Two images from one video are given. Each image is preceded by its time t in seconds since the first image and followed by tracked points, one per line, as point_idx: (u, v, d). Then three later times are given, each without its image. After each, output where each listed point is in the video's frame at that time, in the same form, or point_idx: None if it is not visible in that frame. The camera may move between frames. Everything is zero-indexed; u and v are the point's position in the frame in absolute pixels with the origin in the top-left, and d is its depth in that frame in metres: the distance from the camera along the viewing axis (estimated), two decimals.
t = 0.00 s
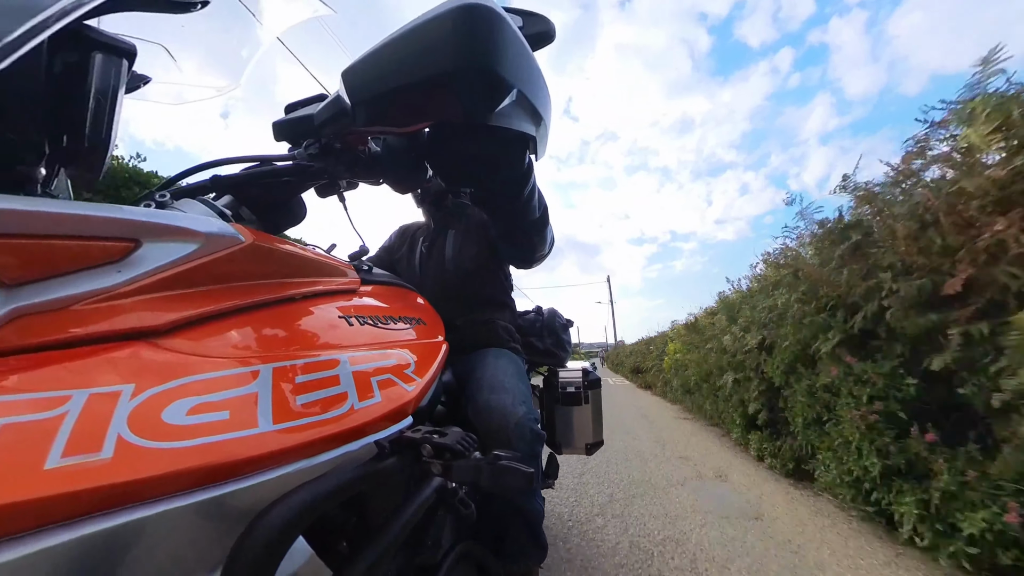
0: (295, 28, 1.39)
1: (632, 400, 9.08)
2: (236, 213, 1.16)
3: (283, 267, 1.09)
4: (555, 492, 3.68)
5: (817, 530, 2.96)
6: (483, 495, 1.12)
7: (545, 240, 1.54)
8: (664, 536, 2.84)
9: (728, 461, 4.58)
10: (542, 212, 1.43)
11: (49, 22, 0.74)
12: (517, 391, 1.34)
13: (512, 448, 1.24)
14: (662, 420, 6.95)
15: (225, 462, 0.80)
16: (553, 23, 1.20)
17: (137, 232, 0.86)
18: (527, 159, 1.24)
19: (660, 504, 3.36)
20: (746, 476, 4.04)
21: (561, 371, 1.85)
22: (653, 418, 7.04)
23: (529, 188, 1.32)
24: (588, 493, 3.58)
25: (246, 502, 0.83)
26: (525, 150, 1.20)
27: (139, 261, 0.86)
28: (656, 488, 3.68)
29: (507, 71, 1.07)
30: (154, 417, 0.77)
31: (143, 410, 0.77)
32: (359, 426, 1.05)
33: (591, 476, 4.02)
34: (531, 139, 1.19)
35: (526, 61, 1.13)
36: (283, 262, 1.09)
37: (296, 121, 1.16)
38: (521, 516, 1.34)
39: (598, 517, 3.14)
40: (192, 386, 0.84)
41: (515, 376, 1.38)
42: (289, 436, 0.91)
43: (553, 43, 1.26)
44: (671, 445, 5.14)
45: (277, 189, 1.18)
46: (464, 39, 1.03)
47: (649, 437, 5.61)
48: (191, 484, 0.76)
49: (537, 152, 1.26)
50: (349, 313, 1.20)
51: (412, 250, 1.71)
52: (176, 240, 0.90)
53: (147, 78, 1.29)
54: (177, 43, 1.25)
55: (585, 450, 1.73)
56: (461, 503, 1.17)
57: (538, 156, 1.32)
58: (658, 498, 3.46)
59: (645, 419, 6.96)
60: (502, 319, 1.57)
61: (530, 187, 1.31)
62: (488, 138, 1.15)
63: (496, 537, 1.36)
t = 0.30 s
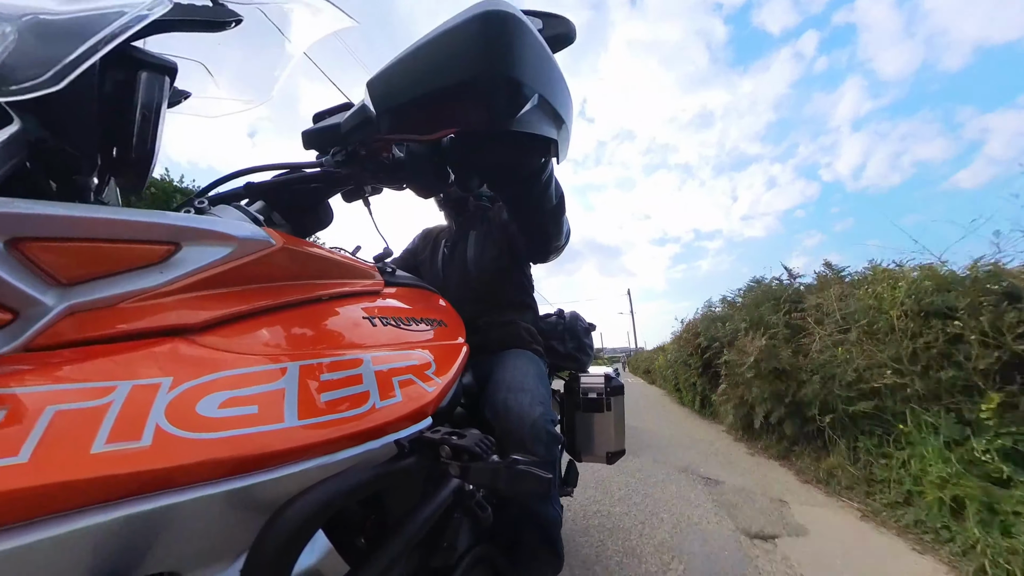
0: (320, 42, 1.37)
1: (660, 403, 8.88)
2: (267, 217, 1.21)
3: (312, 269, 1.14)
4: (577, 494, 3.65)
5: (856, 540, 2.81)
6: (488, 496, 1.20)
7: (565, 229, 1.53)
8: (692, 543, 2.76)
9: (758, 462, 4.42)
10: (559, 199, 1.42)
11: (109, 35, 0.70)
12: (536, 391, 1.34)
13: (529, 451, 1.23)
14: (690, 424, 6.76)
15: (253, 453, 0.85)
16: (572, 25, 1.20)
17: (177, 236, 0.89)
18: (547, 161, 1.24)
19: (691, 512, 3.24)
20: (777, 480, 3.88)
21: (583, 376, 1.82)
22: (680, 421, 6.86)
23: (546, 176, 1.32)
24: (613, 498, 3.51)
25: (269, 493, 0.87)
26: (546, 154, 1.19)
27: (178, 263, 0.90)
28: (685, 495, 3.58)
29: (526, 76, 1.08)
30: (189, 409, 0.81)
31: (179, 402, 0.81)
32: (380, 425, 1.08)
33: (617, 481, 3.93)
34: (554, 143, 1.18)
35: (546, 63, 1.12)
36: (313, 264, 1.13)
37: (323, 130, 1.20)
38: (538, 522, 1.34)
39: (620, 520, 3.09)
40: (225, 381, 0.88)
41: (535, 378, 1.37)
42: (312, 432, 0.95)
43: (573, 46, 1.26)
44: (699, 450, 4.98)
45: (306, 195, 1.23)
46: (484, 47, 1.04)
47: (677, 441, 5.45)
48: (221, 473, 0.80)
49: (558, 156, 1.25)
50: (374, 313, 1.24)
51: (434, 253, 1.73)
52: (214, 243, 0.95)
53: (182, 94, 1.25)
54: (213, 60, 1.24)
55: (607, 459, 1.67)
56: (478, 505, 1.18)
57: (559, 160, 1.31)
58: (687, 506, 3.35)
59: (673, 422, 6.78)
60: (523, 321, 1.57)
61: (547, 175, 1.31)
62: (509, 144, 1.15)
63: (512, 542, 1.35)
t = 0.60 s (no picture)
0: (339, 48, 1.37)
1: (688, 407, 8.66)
2: (292, 223, 1.24)
3: (335, 271, 1.17)
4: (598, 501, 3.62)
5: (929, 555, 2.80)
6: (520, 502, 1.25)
7: (584, 225, 1.50)
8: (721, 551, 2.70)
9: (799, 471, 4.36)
10: (577, 193, 1.39)
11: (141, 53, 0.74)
12: (552, 390, 1.35)
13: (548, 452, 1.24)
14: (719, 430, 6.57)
15: (279, 450, 0.88)
16: (588, 20, 1.18)
17: (208, 242, 0.93)
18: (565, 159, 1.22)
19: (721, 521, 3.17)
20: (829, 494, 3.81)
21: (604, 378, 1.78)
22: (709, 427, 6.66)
23: (563, 172, 1.30)
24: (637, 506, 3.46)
25: (293, 488, 0.90)
26: (563, 152, 1.18)
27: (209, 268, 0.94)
28: (713, 503, 3.49)
29: (542, 74, 1.06)
30: (220, 406, 0.85)
31: (211, 399, 0.85)
32: (401, 424, 1.09)
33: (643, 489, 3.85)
34: (571, 140, 1.17)
35: (561, 60, 1.10)
36: (336, 267, 1.17)
37: (343, 137, 1.23)
38: (557, 525, 1.33)
39: (645, 528, 3.04)
40: (253, 379, 0.92)
41: (554, 378, 1.38)
42: (335, 430, 0.97)
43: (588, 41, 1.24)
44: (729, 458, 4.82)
45: (328, 200, 1.26)
46: (498, 46, 1.03)
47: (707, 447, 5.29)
48: (249, 467, 0.84)
49: (575, 154, 1.23)
50: (395, 315, 1.26)
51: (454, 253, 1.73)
52: (242, 248, 0.98)
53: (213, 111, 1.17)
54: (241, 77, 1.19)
55: (629, 464, 1.63)
56: (497, 508, 1.18)
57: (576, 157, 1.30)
58: (717, 516, 3.26)
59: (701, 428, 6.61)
60: (544, 322, 1.57)
61: (564, 172, 1.29)
62: (525, 143, 1.15)
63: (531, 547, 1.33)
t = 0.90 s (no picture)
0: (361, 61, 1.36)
1: (711, 420, 8.37)
2: (313, 234, 1.24)
3: (354, 279, 1.21)
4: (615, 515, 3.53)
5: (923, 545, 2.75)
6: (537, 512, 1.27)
7: (601, 233, 1.48)
8: (748, 567, 2.59)
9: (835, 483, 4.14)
10: (594, 202, 1.38)
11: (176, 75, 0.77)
12: (567, 401, 1.35)
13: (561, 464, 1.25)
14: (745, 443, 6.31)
15: (299, 454, 0.90)
16: (599, 24, 1.19)
17: (233, 251, 0.97)
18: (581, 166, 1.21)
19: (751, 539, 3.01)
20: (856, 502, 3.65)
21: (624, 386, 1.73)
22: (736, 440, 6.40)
23: (580, 177, 1.28)
24: (657, 522, 3.34)
25: (312, 492, 0.92)
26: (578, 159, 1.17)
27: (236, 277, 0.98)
28: (740, 517, 3.35)
29: (558, 84, 1.06)
30: (243, 410, 0.88)
31: (235, 403, 0.88)
32: (418, 430, 1.10)
33: (667, 506, 3.70)
34: (586, 148, 1.16)
35: (575, 68, 1.10)
36: (355, 275, 1.20)
37: (362, 149, 1.26)
38: (575, 536, 1.30)
39: (666, 544, 2.94)
40: (276, 384, 0.95)
41: (569, 389, 1.38)
42: (353, 435, 0.99)
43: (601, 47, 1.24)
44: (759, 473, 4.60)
45: (348, 210, 1.26)
46: (512, 58, 1.04)
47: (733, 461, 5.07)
48: (270, 470, 0.86)
49: (591, 161, 1.23)
50: (412, 322, 1.28)
51: (470, 260, 1.73)
52: (266, 258, 1.02)
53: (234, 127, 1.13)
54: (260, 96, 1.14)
55: (650, 476, 1.58)
56: (514, 518, 1.16)
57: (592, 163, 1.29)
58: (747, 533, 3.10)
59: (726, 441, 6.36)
60: (560, 329, 1.56)
61: (580, 178, 1.27)
62: (541, 151, 1.15)
63: (549, 560, 1.30)
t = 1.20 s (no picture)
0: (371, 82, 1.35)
1: (742, 427, 8.06)
2: (328, 252, 1.26)
3: (370, 295, 1.22)
4: (643, 526, 3.41)
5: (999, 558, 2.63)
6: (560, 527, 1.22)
7: (616, 236, 1.46)
8: None
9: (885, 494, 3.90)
10: (606, 204, 1.36)
11: (196, 108, 0.82)
12: (590, 411, 1.32)
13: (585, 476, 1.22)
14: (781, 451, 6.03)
15: (320, 470, 0.90)
16: (599, 25, 1.20)
17: (253, 272, 1.00)
18: (588, 167, 1.21)
19: (794, 551, 2.86)
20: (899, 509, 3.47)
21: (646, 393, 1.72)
22: (771, 448, 6.11)
23: (589, 178, 1.27)
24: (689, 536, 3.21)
25: (334, 509, 0.92)
26: (584, 158, 1.18)
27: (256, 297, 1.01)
28: (779, 527, 3.19)
29: (559, 86, 1.08)
30: (265, 427, 0.90)
31: (257, 421, 0.89)
32: (437, 445, 1.09)
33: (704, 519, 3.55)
34: (592, 147, 1.17)
35: (575, 69, 1.11)
36: (371, 291, 1.22)
37: (373, 167, 1.28)
38: (602, 550, 1.25)
39: (699, 556, 2.83)
40: (296, 401, 0.96)
41: (590, 399, 1.34)
42: (373, 451, 0.99)
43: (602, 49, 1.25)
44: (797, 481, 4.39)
45: (361, 227, 1.27)
46: (513, 64, 1.06)
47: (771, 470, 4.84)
48: (292, 487, 0.87)
49: (599, 160, 1.23)
50: (428, 335, 1.28)
51: (483, 270, 1.72)
52: (285, 277, 1.05)
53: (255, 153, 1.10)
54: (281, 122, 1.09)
55: (678, 486, 1.56)
56: (537, 533, 1.13)
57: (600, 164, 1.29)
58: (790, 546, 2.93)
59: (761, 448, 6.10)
60: (578, 337, 1.54)
61: (590, 180, 1.27)
62: (546, 153, 1.16)
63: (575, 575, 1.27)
